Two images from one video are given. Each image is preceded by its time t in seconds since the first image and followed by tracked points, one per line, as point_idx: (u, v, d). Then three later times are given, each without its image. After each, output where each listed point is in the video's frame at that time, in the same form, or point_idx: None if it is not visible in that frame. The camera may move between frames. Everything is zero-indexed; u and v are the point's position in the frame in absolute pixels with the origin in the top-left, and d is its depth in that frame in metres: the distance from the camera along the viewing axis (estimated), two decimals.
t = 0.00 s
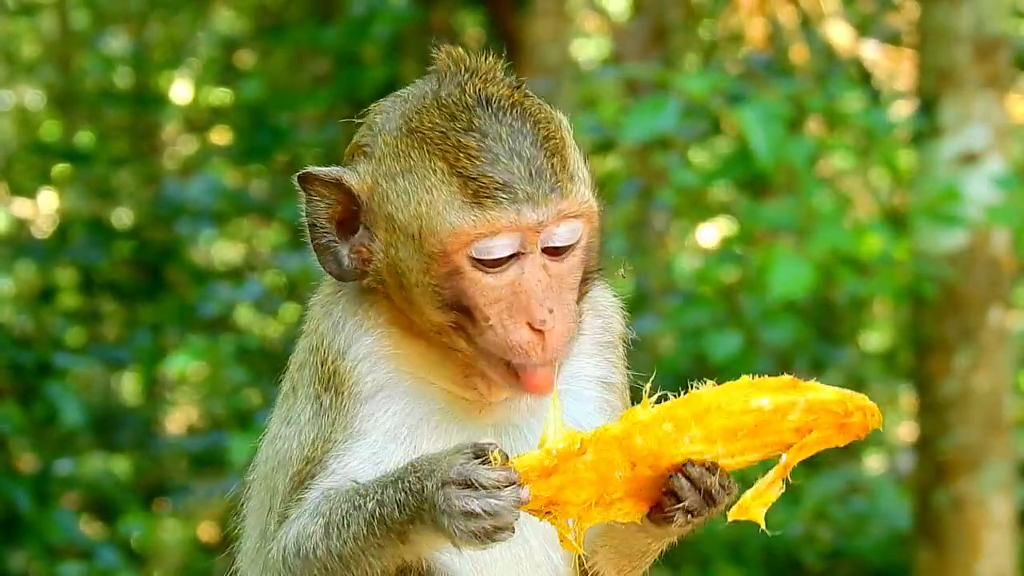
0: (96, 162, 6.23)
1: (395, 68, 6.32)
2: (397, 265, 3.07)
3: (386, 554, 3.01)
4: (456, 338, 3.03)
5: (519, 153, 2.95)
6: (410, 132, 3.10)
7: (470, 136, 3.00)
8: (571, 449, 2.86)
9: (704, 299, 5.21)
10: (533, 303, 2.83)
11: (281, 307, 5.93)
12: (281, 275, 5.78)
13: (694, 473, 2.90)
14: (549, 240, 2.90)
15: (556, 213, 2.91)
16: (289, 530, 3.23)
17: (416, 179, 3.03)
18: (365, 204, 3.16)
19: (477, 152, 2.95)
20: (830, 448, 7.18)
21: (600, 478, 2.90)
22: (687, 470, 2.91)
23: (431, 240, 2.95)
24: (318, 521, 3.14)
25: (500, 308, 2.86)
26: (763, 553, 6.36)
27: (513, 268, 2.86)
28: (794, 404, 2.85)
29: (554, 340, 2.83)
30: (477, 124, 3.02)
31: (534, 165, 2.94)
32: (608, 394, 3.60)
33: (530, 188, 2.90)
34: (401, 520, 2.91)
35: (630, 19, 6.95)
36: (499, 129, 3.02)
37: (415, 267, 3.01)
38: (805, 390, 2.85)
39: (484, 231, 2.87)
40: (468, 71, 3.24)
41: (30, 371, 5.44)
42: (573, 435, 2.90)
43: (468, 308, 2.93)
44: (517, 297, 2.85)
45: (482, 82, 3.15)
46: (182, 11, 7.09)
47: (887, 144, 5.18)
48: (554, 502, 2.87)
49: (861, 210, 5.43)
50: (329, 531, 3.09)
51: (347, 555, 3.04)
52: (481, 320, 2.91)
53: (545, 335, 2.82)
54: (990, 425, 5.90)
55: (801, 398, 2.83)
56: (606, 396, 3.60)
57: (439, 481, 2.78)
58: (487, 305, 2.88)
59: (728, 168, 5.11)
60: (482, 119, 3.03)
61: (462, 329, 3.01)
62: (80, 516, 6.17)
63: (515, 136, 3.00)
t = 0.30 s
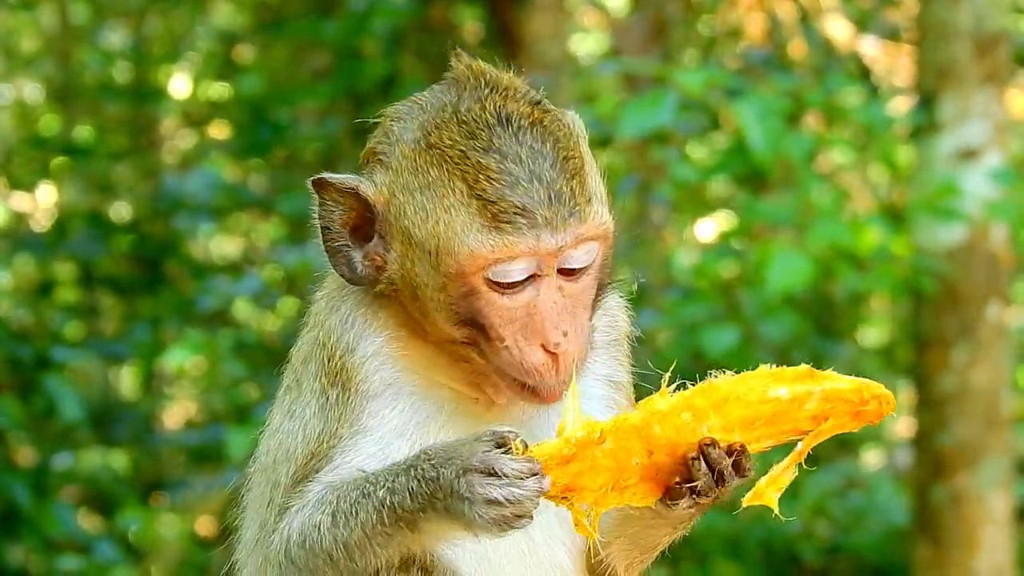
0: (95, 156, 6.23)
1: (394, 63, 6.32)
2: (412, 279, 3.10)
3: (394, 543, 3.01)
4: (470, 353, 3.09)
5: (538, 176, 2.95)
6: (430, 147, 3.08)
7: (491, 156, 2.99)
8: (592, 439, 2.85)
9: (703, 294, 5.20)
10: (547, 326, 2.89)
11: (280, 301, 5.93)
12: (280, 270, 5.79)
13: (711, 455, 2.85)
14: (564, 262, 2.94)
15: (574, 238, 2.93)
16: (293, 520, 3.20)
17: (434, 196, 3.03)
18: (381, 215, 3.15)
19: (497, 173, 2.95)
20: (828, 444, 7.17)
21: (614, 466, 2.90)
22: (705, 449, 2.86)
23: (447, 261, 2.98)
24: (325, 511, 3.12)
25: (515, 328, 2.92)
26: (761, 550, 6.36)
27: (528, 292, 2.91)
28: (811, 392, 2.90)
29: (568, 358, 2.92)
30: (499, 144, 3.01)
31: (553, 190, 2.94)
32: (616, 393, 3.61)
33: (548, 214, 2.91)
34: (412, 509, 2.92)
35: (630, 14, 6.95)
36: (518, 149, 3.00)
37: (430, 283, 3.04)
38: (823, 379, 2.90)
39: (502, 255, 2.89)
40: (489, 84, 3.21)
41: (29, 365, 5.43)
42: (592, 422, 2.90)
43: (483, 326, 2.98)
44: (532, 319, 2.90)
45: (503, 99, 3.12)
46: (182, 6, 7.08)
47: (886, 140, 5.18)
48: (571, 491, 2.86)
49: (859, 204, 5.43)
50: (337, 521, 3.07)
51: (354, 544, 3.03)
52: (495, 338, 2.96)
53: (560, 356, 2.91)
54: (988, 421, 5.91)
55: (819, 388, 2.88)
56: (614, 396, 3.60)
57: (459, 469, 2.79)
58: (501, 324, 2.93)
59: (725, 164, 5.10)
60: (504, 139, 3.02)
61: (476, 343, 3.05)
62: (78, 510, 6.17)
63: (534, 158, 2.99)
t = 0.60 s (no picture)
0: (96, 150, 6.23)
1: (395, 58, 6.31)
2: (423, 305, 3.05)
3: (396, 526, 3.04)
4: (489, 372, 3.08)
5: (539, 194, 2.87)
6: (429, 173, 2.98)
7: (489, 178, 2.89)
8: (589, 405, 2.75)
9: (703, 289, 5.20)
10: (561, 342, 2.88)
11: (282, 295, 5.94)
12: (280, 263, 5.79)
13: (704, 408, 3.03)
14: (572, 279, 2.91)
15: (579, 252, 2.88)
16: (295, 512, 3.21)
17: (436, 223, 2.94)
18: (389, 243, 3.08)
19: (496, 196, 2.86)
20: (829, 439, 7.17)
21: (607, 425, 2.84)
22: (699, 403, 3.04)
23: (452, 288, 2.94)
24: (327, 499, 3.13)
25: (527, 345, 2.91)
26: (760, 545, 6.37)
27: (537, 311, 2.89)
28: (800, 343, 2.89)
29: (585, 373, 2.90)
30: (497, 164, 2.91)
31: (554, 208, 2.86)
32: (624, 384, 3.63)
33: (551, 234, 2.84)
34: (415, 489, 2.95)
35: (631, 9, 6.95)
36: (516, 168, 2.90)
37: (441, 306, 3.00)
38: (811, 330, 2.89)
39: (509, 279, 2.85)
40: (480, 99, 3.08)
41: (30, 359, 5.44)
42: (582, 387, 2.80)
43: (497, 346, 2.96)
44: (544, 336, 2.89)
45: (499, 117, 3.00)
46: None
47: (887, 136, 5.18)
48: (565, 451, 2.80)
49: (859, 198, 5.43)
50: (340, 508, 3.09)
51: (358, 530, 3.05)
52: (511, 358, 2.95)
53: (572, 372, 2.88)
54: (988, 417, 5.91)
55: (810, 338, 2.87)
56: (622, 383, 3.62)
57: (458, 439, 2.82)
58: (514, 343, 2.92)
59: (722, 152, 5.09)
60: (501, 158, 2.92)
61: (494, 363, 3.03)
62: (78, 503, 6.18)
63: (533, 175, 2.90)
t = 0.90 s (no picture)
0: (97, 141, 6.23)
1: (396, 49, 6.31)
2: (408, 315, 3.03)
3: (397, 522, 3.04)
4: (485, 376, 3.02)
5: (490, 187, 2.89)
6: (392, 187, 3.02)
7: (441, 180, 2.93)
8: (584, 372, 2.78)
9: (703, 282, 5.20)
10: (537, 328, 2.82)
11: (282, 287, 5.94)
12: (281, 254, 5.79)
13: (676, 347, 2.89)
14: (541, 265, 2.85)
15: (537, 237, 2.85)
16: (296, 509, 3.21)
17: (400, 235, 2.98)
18: (370, 258, 3.08)
19: (447, 194, 2.90)
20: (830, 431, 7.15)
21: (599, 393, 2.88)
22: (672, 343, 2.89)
23: (426, 291, 2.93)
24: (327, 497, 3.13)
25: (506, 337, 2.85)
26: (761, 538, 6.34)
27: (510, 301, 2.83)
28: (772, 273, 3.02)
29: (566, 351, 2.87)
30: (448, 165, 2.94)
31: (505, 195, 2.88)
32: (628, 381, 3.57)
33: (506, 221, 2.85)
34: (417, 484, 2.96)
35: (632, 1, 6.95)
36: (471, 166, 2.93)
37: (423, 315, 2.98)
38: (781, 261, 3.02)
39: (470, 272, 2.85)
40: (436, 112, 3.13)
41: (31, 350, 5.44)
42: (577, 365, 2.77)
43: (481, 345, 2.91)
44: (520, 324, 2.83)
45: (451, 120, 3.03)
46: None
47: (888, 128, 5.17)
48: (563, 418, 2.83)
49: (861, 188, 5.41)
50: (340, 505, 3.09)
51: (358, 526, 3.05)
52: (496, 354, 2.89)
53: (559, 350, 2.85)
54: (989, 409, 5.91)
55: (781, 268, 3.00)
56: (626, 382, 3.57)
57: (466, 428, 2.84)
58: (493, 336, 2.86)
59: (721, 141, 5.08)
60: (452, 158, 2.95)
61: (485, 363, 2.98)
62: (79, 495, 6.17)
63: (485, 169, 2.93)
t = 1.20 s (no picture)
0: (97, 132, 6.23)
1: (397, 42, 6.30)
2: (409, 299, 3.02)
3: (398, 510, 2.99)
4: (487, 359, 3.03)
5: (483, 157, 2.92)
6: (391, 173, 3.02)
7: (434, 154, 2.95)
8: (566, 336, 2.77)
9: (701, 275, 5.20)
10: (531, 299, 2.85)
11: (282, 279, 5.94)
12: (280, 246, 5.78)
13: (650, 292, 2.83)
14: (532, 233, 2.88)
15: (526, 202, 2.89)
16: (301, 500, 3.18)
17: (397, 215, 2.99)
18: (375, 246, 3.08)
19: (439, 166, 2.93)
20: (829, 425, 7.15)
21: (590, 353, 2.85)
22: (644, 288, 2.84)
23: (423, 268, 2.95)
24: (329, 486, 3.09)
25: (501, 310, 2.89)
26: (760, 533, 6.32)
27: (502, 268, 2.87)
28: (732, 200, 3.05)
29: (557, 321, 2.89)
30: (443, 139, 2.97)
31: (495, 163, 2.91)
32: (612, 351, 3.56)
33: (494, 184, 2.88)
34: (416, 473, 2.91)
35: None
36: (464, 140, 2.96)
37: (422, 297, 2.98)
38: (739, 185, 3.05)
39: (461, 241, 2.89)
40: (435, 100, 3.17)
41: (30, 341, 5.45)
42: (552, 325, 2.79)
43: (479, 322, 2.94)
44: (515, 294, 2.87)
45: (447, 104, 3.07)
46: None
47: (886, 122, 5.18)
48: (559, 396, 2.87)
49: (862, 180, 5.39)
50: (342, 494, 3.05)
51: (360, 515, 3.01)
52: (492, 330, 2.94)
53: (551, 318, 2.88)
54: (989, 404, 5.90)
55: (740, 192, 3.04)
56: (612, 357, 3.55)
57: (462, 407, 2.79)
58: (490, 310, 2.90)
59: (720, 133, 5.07)
60: (445, 133, 2.99)
61: (489, 347, 2.99)
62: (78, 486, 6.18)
63: (478, 142, 2.95)
